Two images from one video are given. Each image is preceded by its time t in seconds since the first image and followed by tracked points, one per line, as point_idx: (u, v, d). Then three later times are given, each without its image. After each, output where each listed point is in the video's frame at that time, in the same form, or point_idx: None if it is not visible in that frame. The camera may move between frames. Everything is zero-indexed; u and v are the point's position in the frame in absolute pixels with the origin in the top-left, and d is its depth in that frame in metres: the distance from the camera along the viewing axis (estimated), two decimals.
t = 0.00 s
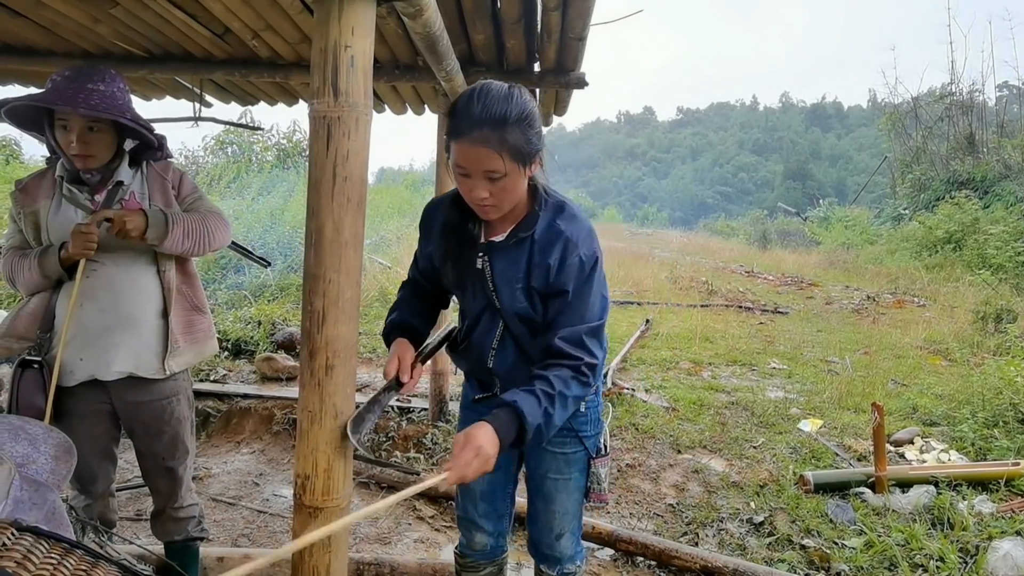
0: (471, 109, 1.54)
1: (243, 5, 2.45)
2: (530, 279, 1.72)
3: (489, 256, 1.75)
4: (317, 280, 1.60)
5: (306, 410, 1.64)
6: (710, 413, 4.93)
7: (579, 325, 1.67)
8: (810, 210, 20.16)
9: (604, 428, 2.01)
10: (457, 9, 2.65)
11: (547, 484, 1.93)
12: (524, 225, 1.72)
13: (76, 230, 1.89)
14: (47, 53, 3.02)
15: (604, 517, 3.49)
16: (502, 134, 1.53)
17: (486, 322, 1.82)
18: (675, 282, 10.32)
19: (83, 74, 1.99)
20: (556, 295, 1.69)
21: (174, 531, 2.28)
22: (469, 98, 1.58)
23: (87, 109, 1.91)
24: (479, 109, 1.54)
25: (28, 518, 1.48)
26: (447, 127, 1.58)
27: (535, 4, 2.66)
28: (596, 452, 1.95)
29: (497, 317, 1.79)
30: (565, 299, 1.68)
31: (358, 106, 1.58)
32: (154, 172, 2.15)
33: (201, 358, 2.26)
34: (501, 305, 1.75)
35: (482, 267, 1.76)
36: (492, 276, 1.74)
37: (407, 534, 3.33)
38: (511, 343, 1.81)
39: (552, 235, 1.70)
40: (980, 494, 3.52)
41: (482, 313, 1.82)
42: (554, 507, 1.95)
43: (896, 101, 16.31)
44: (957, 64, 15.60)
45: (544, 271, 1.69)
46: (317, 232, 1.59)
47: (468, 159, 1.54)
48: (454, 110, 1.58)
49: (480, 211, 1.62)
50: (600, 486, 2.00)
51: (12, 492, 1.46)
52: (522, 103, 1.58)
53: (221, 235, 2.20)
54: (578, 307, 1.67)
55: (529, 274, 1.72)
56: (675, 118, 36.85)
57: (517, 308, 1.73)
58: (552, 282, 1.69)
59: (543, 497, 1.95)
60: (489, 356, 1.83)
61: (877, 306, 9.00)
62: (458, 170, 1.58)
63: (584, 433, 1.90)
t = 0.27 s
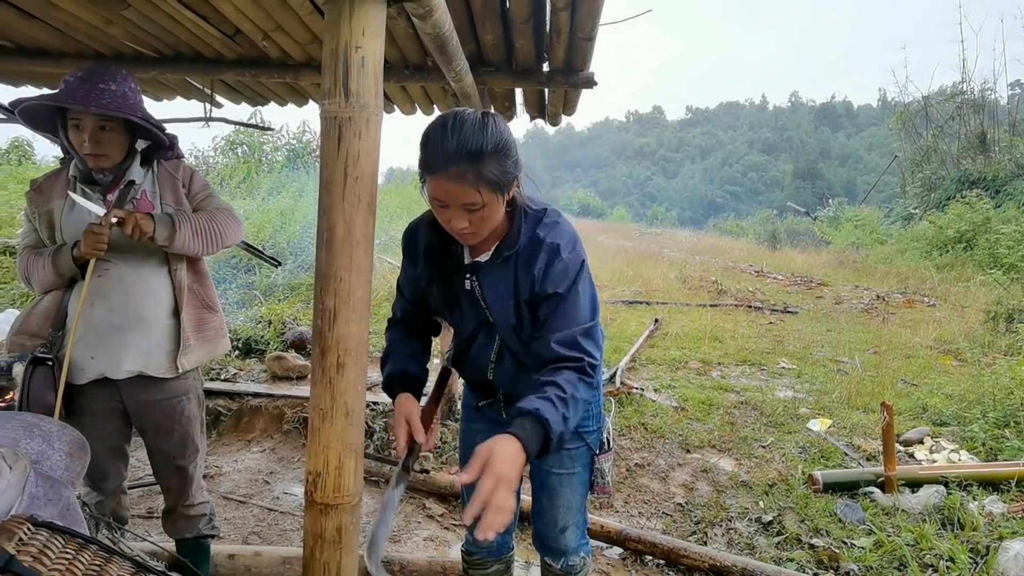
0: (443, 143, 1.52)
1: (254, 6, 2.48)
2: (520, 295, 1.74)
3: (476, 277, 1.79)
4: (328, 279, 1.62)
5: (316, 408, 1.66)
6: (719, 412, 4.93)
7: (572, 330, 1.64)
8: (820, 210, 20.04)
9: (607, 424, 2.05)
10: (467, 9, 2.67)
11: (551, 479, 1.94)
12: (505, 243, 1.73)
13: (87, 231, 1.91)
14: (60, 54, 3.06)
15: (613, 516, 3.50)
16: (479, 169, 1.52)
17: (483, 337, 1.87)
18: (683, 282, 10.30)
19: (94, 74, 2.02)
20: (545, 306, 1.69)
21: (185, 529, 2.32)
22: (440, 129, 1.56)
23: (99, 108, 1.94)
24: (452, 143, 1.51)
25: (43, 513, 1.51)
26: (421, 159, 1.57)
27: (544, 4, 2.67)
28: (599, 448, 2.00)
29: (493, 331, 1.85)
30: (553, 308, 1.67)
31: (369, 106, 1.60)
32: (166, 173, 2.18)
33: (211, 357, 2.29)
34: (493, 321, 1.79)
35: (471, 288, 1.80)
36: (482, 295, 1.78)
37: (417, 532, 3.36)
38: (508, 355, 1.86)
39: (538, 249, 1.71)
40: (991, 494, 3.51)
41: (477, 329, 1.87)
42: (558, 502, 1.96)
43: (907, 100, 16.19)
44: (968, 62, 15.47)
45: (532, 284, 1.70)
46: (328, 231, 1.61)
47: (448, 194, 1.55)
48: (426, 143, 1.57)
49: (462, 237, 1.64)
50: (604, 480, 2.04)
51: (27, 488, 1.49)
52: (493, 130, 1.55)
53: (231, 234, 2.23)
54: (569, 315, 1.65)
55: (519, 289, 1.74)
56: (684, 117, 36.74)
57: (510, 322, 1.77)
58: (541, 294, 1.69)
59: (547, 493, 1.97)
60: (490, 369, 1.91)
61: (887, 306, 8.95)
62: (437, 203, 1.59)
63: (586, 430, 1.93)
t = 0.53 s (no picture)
0: (463, 170, 1.55)
1: (268, 7, 2.51)
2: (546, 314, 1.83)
3: (498, 298, 1.83)
4: (342, 278, 1.64)
5: (330, 405, 1.67)
6: (731, 412, 4.91)
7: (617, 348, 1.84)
8: (834, 209, 19.87)
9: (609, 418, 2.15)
10: (479, 10, 2.68)
11: (560, 474, 2.05)
12: (526, 263, 1.79)
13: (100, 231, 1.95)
14: (78, 56, 3.11)
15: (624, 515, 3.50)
16: (497, 192, 1.56)
17: (501, 355, 1.91)
18: (696, 282, 10.26)
19: (111, 74, 2.05)
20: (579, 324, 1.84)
21: (200, 525, 2.34)
22: (458, 156, 1.58)
23: (113, 106, 1.97)
24: (472, 169, 1.54)
25: (62, 508, 1.54)
26: (436, 184, 1.57)
27: (556, 4, 2.68)
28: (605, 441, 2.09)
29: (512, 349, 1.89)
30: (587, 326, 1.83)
31: (382, 106, 1.62)
32: (182, 173, 2.21)
33: (226, 355, 2.32)
34: (520, 340, 1.86)
35: (493, 309, 1.83)
36: (507, 317, 1.83)
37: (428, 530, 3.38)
38: (526, 369, 1.92)
39: (567, 269, 1.81)
40: (1006, 496, 3.47)
41: (494, 347, 1.90)
42: (567, 496, 2.05)
43: (922, 98, 16.02)
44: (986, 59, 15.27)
45: (563, 305, 1.81)
46: (342, 231, 1.63)
47: (463, 218, 1.56)
48: (443, 166, 1.58)
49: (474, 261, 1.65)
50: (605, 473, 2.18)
51: (47, 483, 1.52)
52: (512, 157, 1.61)
53: (244, 236, 2.25)
54: (608, 333, 1.84)
55: (547, 308, 1.82)
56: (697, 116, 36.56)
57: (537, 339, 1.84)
58: (575, 314, 1.82)
59: (556, 487, 2.06)
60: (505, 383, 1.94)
61: (902, 306, 8.86)
62: (452, 226, 1.59)
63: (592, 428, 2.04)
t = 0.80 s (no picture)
0: (514, 207, 1.48)
1: (281, 10, 2.53)
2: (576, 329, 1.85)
3: (532, 319, 1.80)
4: (355, 279, 1.66)
5: (343, 405, 1.69)
6: (743, 413, 4.89)
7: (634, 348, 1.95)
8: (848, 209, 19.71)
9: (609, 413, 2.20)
10: (490, 11, 2.70)
11: (568, 472, 2.06)
12: (560, 285, 1.77)
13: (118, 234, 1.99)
14: (94, 60, 3.15)
15: (636, 515, 3.50)
16: (550, 231, 1.52)
17: (528, 370, 1.89)
18: (708, 282, 10.22)
19: (123, 79, 2.08)
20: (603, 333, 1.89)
21: (215, 524, 2.37)
22: (505, 189, 1.51)
23: (121, 111, 2.00)
24: (524, 206, 1.48)
25: (81, 505, 1.57)
26: (482, 220, 1.49)
27: (566, 5, 2.69)
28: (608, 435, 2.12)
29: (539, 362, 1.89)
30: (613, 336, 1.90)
31: (394, 109, 1.64)
32: (196, 173, 2.24)
33: (241, 354, 2.35)
34: (550, 355, 1.86)
35: (527, 330, 1.81)
36: (541, 335, 1.82)
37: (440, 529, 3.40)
38: (550, 381, 1.93)
39: (599, 286, 1.83)
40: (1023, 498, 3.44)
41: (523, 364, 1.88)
42: (575, 493, 2.07)
43: (937, 96, 15.85)
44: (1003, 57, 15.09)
45: (594, 320, 1.84)
46: (355, 232, 1.65)
47: (511, 255, 1.51)
48: (492, 201, 1.50)
49: (512, 291, 1.62)
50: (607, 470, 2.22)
51: (66, 480, 1.55)
52: (560, 189, 1.56)
53: (259, 234, 2.28)
54: (628, 338, 1.92)
55: (579, 324, 1.84)
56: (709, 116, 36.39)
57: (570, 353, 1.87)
58: (603, 326, 1.86)
59: (564, 485, 2.08)
60: (527, 396, 1.93)
61: (917, 306, 8.78)
62: (496, 260, 1.54)
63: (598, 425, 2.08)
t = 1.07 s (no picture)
0: (555, 262, 1.44)
1: (287, 11, 2.54)
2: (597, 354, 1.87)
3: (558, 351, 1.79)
4: (361, 279, 1.66)
5: (349, 406, 1.70)
6: (748, 415, 4.87)
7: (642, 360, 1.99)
8: (854, 209, 19.63)
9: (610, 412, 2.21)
10: (495, 13, 2.70)
11: (573, 470, 2.05)
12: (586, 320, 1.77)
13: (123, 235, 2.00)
14: (101, 61, 3.17)
15: (640, 516, 3.50)
16: (590, 286, 1.50)
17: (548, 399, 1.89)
18: (713, 283, 10.20)
19: (128, 80, 2.09)
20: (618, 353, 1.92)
21: (221, 524, 2.38)
22: (544, 243, 1.47)
23: (116, 109, 2.01)
24: (567, 259, 1.45)
25: (88, 505, 1.58)
26: (521, 274, 1.45)
27: (571, 6, 2.69)
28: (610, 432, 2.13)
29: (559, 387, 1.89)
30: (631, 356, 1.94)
31: (400, 110, 1.64)
32: (202, 176, 2.25)
33: (245, 356, 2.36)
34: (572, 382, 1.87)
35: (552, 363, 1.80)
36: (564, 365, 1.83)
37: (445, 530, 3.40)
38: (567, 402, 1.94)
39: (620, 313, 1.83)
40: None
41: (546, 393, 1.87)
42: (580, 491, 2.07)
43: (944, 96, 15.78)
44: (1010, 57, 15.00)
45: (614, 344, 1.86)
46: (360, 233, 1.65)
47: (551, 308, 1.48)
48: (532, 260, 1.45)
49: (544, 338, 1.59)
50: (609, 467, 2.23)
51: (73, 480, 1.56)
52: (596, 237, 1.53)
53: (262, 240, 2.29)
54: (637, 354, 1.96)
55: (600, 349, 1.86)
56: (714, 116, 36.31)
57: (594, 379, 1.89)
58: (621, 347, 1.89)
59: (569, 483, 2.07)
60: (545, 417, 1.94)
61: (923, 307, 8.74)
62: (534, 315, 1.51)
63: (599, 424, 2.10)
